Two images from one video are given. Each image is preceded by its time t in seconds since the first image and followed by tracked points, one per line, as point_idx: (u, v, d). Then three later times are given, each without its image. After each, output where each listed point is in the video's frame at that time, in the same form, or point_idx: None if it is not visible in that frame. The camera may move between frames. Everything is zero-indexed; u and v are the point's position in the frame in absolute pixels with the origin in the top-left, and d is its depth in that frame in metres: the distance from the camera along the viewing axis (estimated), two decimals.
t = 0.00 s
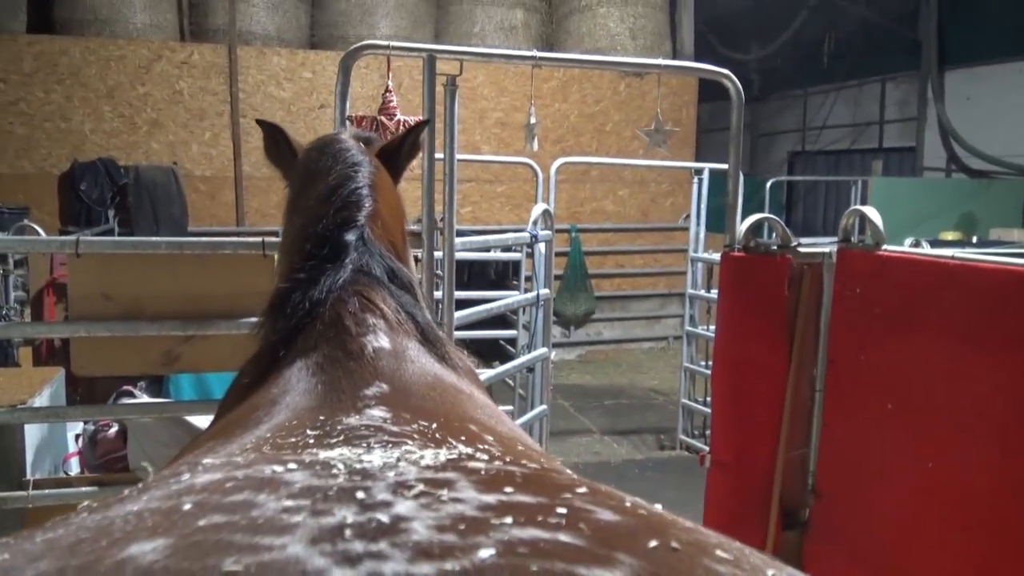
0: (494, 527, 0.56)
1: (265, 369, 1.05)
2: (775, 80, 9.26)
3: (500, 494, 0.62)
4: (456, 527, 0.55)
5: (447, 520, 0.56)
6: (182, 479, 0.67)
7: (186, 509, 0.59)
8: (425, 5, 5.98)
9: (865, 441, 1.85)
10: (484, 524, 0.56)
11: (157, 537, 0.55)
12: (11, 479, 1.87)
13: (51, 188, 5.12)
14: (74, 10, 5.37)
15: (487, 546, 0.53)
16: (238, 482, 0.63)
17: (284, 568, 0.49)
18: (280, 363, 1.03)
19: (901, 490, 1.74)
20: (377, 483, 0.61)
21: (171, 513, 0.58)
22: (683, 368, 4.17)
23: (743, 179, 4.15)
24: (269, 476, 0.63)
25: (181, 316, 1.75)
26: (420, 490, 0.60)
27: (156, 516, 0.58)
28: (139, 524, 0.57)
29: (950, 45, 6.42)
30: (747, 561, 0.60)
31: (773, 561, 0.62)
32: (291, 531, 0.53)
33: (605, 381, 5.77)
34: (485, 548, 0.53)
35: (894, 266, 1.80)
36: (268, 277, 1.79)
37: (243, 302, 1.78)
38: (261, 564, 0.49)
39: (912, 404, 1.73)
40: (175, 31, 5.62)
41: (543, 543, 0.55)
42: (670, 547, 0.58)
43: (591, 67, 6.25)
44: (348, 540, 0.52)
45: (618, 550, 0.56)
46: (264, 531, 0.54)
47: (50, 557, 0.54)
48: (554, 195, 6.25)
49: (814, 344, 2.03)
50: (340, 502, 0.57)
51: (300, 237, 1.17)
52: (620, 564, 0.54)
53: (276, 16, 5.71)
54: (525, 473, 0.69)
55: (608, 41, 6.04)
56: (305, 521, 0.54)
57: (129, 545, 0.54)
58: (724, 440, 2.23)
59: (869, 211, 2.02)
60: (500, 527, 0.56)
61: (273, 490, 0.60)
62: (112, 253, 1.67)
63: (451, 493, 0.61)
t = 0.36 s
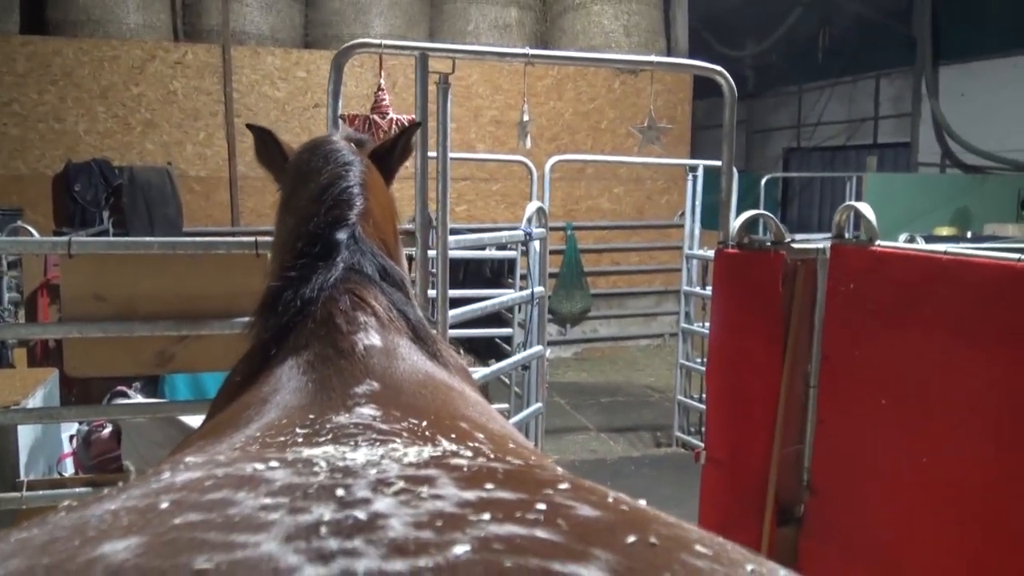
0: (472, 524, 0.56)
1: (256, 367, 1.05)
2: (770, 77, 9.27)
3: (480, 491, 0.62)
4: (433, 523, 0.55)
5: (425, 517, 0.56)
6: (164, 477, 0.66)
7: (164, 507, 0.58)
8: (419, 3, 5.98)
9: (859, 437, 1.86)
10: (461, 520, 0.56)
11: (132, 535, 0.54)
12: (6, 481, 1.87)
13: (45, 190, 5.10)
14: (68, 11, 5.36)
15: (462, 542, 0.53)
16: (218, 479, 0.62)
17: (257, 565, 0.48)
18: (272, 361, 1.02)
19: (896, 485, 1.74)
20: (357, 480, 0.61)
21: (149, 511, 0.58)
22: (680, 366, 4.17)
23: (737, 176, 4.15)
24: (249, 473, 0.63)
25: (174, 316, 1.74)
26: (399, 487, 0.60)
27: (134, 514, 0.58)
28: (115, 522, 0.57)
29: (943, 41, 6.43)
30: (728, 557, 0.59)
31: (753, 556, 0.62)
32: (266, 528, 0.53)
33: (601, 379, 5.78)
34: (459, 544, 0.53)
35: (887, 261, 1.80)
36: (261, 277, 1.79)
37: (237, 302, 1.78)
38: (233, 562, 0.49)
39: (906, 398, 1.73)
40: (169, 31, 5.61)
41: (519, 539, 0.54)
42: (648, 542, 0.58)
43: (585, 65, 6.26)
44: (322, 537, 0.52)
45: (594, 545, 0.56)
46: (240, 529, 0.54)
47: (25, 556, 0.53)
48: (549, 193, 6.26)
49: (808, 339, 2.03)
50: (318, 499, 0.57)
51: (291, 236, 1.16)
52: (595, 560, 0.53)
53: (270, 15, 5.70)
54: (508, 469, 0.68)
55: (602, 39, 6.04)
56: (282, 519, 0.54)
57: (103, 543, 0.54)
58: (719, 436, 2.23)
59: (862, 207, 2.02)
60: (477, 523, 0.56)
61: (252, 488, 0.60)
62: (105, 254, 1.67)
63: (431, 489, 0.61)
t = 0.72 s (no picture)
0: (444, 510, 0.56)
1: (250, 360, 1.05)
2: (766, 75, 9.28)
3: (457, 479, 0.62)
4: (406, 509, 0.55)
5: (399, 504, 0.56)
6: (148, 466, 0.67)
7: (143, 495, 0.59)
8: None
9: (852, 433, 1.86)
10: (435, 506, 0.56)
11: (110, 520, 0.55)
12: None
13: (39, 185, 5.08)
14: (62, 5, 5.35)
15: (433, 527, 0.53)
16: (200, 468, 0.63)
17: (227, 548, 0.49)
18: (265, 354, 1.02)
19: (888, 482, 1.75)
20: (337, 469, 0.61)
21: (128, 498, 0.58)
22: (674, 362, 4.18)
23: (732, 173, 4.15)
24: (230, 463, 0.63)
25: (165, 312, 1.74)
26: (378, 476, 0.60)
27: (113, 501, 0.58)
28: (93, 508, 0.57)
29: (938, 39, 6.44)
30: (701, 544, 0.59)
31: (728, 543, 0.62)
32: (240, 514, 0.53)
33: (595, 376, 5.78)
34: (429, 528, 0.53)
35: (880, 258, 1.80)
36: (252, 272, 1.79)
37: (229, 298, 1.77)
38: (204, 546, 0.49)
39: (898, 396, 1.73)
40: (163, 26, 5.60)
41: (490, 524, 0.54)
42: (620, 529, 0.58)
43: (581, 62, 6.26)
44: (294, 522, 0.52)
45: (564, 531, 0.56)
46: (214, 514, 0.54)
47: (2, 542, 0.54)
48: (545, 190, 6.26)
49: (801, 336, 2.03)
50: (296, 487, 0.57)
51: (286, 229, 1.16)
52: (563, 544, 0.54)
53: (265, 11, 5.68)
54: (488, 458, 0.69)
55: (597, 35, 6.04)
56: (257, 505, 0.54)
57: (79, 528, 0.54)
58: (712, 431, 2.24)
59: (856, 205, 2.03)
60: (449, 509, 0.56)
61: (231, 476, 0.60)
62: (98, 248, 1.67)
63: (409, 478, 0.61)
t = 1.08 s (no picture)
0: (448, 496, 0.56)
1: (261, 352, 1.05)
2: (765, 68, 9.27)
3: (462, 466, 0.62)
4: (410, 495, 0.55)
5: (403, 490, 0.56)
6: (160, 456, 0.67)
7: (153, 484, 0.59)
8: None
9: (855, 425, 1.86)
10: (438, 493, 0.56)
11: (121, 507, 0.55)
12: None
13: (39, 183, 5.08)
14: (61, 4, 5.34)
15: (434, 512, 0.53)
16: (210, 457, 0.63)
17: (234, 532, 0.49)
18: (277, 346, 1.02)
19: (892, 473, 1.75)
20: (344, 458, 0.61)
21: (138, 487, 0.59)
22: (675, 356, 4.18)
23: (732, 166, 4.15)
24: (239, 452, 0.63)
25: (166, 308, 1.74)
26: (384, 464, 0.60)
27: (124, 490, 0.58)
28: (103, 497, 0.58)
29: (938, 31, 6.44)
30: (702, 530, 0.60)
31: (728, 529, 0.62)
32: (247, 500, 0.53)
33: (597, 370, 5.79)
34: (431, 513, 0.53)
35: (881, 250, 1.80)
36: (253, 269, 1.79)
37: (230, 294, 1.77)
38: (210, 531, 0.49)
39: (901, 387, 1.73)
40: (161, 24, 5.59)
41: (491, 510, 0.55)
42: (620, 514, 0.58)
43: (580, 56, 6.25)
44: (299, 508, 0.52)
45: (565, 516, 0.56)
46: (221, 501, 0.54)
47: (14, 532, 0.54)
48: (545, 185, 6.26)
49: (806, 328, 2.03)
50: (303, 475, 0.57)
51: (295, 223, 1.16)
52: (563, 529, 0.54)
53: (263, 7, 5.68)
54: (493, 447, 0.69)
55: (597, 30, 6.04)
56: (264, 492, 0.55)
57: (90, 515, 0.54)
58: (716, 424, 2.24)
59: (856, 198, 2.03)
60: (452, 496, 0.56)
61: (239, 465, 0.60)
62: (98, 245, 1.66)
63: (416, 465, 0.61)
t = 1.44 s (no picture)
0: (467, 468, 0.55)
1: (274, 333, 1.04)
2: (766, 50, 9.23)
3: (481, 440, 0.61)
4: (430, 467, 0.54)
5: (423, 461, 0.55)
6: (182, 433, 0.66)
7: (176, 457, 0.58)
8: None
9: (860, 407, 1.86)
10: (458, 465, 0.56)
11: (144, 478, 0.54)
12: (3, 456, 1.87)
13: (36, 165, 5.06)
14: None
15: (454, 483, 0.52)
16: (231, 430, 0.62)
17: (257, 502, 0.48)
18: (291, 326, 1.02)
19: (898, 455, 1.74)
20: (363, 432, 0.60)
21: (160, 461, 0.58)
22: (675, 339, 4.18)
23: (733, 148, 4.13)
24: (259, 427, 0.62)
25: (166, 291, 1.72)
26: (403, 438, 0.59)
27: (146, 463, 0.58)
28: (128, 469, 0.57)
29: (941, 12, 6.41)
30: (722, 502, 0.59)
31: (745, 501, 0.61)
32: (270, 472, 0.53)
33: (597, 353, 5.79)
34: (452, 484, 0.52)
35: (884, 231, 1.80)
36: (253, 250, 1.77)
37: (230, 277, 1.76)
38: (234, 501, 0.49)
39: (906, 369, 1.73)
40: (159, 5, 5.56)
41: (511, 481, 0.54)
42: (639, 486, 0.57)
43: (580, 37, 6.22)
44: (322, 478, 0.51)
45: (585, 487, 0.55)
46: (244, 472, 0.53)
47: (42, 503, 0.54)
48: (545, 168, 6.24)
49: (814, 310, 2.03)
50: (323, 448, 0.57)
51: (313, 205, 1.17)
52: (583, 499, 0.53)
53: None
54: (511, 423, 0.68)
55: (597, 11, 6.01)
56: (286, 465, 0.54)
57: (115, 487, 0.54)
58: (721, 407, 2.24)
59: (859, 178, 2.01)
60: (472, 467, 0.55)
61: (260, 439, 0.59)
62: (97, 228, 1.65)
63: (435, 439, 0.60)
